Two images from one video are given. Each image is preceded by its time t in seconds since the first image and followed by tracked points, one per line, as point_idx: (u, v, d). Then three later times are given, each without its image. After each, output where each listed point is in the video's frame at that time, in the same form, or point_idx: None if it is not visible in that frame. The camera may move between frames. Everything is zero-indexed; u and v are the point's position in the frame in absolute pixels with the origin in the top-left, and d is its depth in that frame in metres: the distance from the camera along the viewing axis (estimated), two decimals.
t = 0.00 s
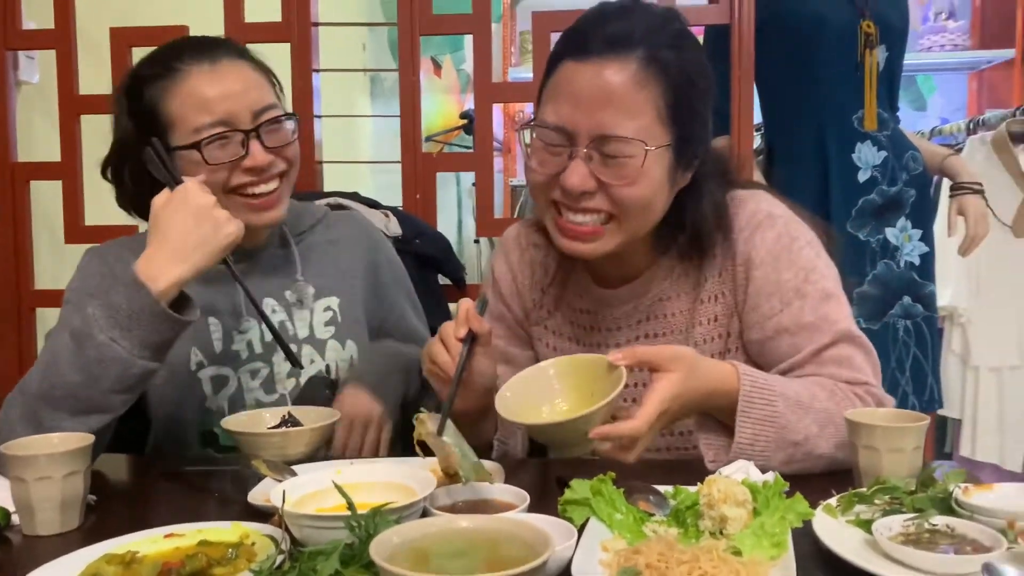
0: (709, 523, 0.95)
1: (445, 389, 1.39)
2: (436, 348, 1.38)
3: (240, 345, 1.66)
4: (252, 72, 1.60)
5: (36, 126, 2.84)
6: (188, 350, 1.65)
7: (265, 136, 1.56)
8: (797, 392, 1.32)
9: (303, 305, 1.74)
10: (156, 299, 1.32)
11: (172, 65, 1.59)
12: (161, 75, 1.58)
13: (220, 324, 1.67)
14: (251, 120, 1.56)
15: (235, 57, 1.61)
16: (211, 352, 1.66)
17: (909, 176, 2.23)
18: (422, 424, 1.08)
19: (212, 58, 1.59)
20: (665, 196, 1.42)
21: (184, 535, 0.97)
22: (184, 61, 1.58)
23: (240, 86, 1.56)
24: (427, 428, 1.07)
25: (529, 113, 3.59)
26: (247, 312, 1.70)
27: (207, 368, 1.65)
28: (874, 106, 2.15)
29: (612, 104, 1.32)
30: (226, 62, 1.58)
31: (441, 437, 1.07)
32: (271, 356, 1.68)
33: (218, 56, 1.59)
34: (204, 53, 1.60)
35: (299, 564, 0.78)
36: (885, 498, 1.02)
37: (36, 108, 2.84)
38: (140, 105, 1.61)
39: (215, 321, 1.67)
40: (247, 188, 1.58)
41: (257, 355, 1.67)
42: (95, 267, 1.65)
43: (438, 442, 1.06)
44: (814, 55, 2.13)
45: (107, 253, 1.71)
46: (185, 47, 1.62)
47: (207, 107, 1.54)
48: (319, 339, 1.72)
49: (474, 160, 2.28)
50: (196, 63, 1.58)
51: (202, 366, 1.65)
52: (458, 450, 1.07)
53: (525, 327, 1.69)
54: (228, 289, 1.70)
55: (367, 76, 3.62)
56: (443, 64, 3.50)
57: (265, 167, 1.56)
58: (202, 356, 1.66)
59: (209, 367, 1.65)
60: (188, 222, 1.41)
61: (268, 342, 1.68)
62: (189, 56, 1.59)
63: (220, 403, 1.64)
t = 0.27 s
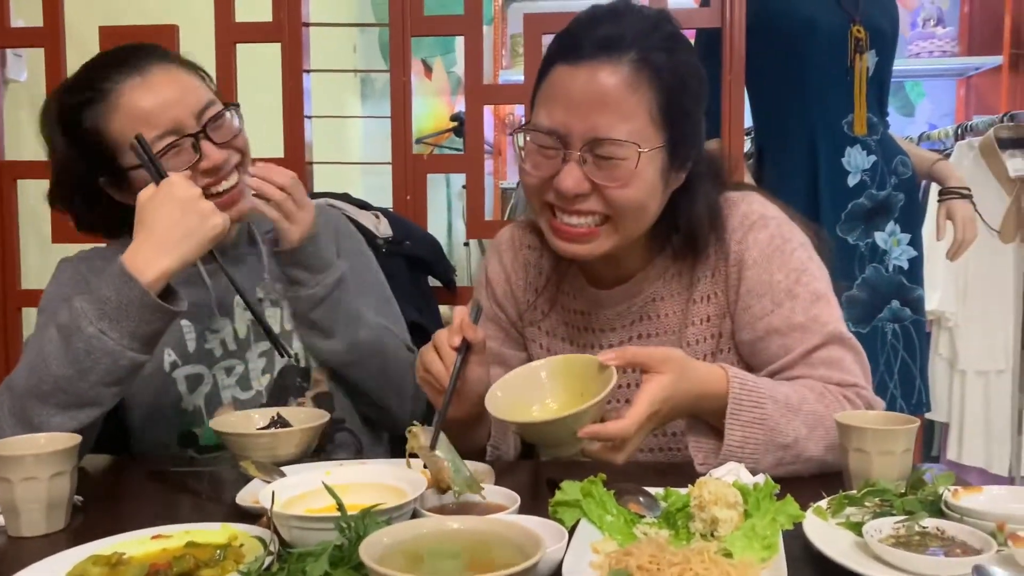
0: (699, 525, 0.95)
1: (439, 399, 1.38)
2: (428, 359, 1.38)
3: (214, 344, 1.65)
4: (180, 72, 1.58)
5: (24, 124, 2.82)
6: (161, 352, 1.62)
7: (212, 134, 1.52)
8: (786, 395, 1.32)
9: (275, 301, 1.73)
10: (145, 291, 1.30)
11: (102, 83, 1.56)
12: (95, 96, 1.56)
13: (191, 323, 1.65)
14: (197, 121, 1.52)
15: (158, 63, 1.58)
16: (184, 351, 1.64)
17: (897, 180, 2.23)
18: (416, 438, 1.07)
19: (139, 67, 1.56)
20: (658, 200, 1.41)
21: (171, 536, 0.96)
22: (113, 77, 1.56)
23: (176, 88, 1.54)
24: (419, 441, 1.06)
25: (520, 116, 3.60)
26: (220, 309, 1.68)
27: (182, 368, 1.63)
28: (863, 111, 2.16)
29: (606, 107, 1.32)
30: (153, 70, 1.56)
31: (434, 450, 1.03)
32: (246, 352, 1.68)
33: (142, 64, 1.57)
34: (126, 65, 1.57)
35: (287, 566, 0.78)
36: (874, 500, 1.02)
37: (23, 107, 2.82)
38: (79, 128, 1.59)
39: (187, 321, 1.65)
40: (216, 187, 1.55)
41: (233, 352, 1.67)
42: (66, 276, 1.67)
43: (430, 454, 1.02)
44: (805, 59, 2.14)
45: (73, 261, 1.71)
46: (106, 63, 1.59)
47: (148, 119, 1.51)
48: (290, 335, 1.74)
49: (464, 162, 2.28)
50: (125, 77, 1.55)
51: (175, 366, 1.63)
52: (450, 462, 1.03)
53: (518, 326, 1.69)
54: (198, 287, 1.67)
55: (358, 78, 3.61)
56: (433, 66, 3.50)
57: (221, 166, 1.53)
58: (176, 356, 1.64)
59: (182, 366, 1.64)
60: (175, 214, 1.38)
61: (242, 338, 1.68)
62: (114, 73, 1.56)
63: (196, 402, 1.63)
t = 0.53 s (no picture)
0: (705, 525, 0.94)
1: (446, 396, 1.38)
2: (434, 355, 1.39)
3: (191, 349, 1.66)
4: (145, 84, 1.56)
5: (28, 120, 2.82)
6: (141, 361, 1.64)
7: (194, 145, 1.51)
8: (788, 395, 1.31)
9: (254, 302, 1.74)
10: (146, 287, 1.32)
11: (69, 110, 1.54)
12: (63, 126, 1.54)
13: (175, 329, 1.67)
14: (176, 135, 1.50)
15: (127, 78, 1.55)
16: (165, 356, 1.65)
17: (903, 181, 2.22)
18: (421, 434, 1.09)
19: (107, 87, 1.54)
20: (673, 190, 1.41)
21: (175, 532, 0.96)
22: (80, 101, 1.54)
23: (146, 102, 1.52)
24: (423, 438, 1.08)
25: (524, 115, 3.59)
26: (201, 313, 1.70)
27: (161, 373, 1.64)
28: (869, 112, 2.14)
29: (620, 103, 1.31)
30: (123, 86, 1.54)
31: (440, 446, 1.04)
32: (224, 355, 1.69)
33: (106, 81, 1.54)
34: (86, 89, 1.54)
35: (292, 563, 0.77)
36: (881, 501, 1.02)
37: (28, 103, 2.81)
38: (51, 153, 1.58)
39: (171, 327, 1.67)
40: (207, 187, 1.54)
41: (212, 356, 1.68)
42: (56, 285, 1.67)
43: (436, 450, 1.03)
44: (809, 59, 2.14)
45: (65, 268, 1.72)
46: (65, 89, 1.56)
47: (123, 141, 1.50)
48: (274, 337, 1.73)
49: (468, 160, 2.28)
50: (95, 99, 1.53)
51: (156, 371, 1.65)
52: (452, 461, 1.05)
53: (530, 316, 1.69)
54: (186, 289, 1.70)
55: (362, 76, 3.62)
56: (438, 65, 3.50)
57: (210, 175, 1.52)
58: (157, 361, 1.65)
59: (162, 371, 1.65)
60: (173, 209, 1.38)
61: (223, 340, 1.70)
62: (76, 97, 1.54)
63: (176, 408, 1.64)
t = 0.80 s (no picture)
0: (715, 524, 0.94)
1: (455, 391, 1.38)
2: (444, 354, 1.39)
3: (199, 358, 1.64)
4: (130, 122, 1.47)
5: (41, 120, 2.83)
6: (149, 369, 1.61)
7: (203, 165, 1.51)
8: (796, 389, 1.31)
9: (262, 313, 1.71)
10: (157, 287, 1.32)
11: (52, 159, 1.46)
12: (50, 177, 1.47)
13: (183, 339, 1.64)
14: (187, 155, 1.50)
15: (110, 121, 1.45)
16: (173, 366, 1.63)
17: (914, 180, 2.21)
18: (424, 435, 1.12)
19: (87, 133, 1.44)
20: (694, 174, 1.42)
21: (185, 528, 0.96)
22: (60, 147, 1.45)
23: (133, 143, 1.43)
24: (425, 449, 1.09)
25: (533, 114, 3.59)
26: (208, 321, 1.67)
27: (168, 384, 1.62)
28: (880, 111, 2.14)
29: (643, 89, 1.33)
30: (105, 132, 1.44)
31: (441, 448, 1.06)
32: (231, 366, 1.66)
33: (87, 125, 1.45)
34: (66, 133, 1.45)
35: (302, 558, 0.77)
36: (891, 501, 1.01)
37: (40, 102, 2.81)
38: (40, 198, 1.51)
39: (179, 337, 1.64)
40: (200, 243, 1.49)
41: (219, 367, 1.65)
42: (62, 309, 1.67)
43: (436, 452, 1.05)
44: (821, 56, 2.12)
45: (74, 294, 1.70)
46: (46, 130, 1.48)
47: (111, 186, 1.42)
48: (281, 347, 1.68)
49: (478, 158, 2.28)
50: (77, 148, 1.43)
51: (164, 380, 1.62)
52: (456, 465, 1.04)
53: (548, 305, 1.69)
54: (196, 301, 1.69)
55: (371, 75, 3.62)
56: (447, 64, 3.50)
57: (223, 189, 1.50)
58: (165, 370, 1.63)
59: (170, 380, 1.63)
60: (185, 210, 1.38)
61: (230, 351, 1.66)
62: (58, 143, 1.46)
63: (182, 417, 1.61)
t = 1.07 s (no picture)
0: (727, 523, 0.94)
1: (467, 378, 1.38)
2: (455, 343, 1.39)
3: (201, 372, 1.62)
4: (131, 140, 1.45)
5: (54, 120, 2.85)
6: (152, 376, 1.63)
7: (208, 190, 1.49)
8: (807, 386, 1.29)
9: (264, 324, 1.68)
10: (152, 262, 1.32)
11: (48, 186, 1.43)
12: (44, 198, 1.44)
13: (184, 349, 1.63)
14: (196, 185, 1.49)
15: (109, 144, 1.42)
16: (174, 375, 1.63)
17: (928, 178, 2.20)
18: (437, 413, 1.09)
19: (88, 157, 1.41)
20: (721, 170, 1.43)
21: (198, 525, 0.97)
22: (55, 170, 1.41)
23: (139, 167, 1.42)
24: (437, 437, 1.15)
25: (544, 113, 3.59)
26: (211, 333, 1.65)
27: (171, 394, 1.62)
28: (893, 109, 2.12)
29: (673, 83, 1.33)
30: (108, 156, 1.41)
31: (457, 427, 1.08)
32: (233, 377, 1.63)
33: (86, 147, 1.41)
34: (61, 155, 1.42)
35: (315, 556, 0.77)
36: (906, 501, 1.01)
37: (53, 102, 2.82)
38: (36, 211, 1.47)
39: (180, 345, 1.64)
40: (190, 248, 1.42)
41: (220, 379, 1.63)
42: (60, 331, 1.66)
43: (454, 432, 1.07)
44: (834, 55, 2.11)
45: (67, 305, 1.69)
46: (39, 151, 1.44)
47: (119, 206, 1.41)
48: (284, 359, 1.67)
49: (489, 158, 2.27)
50: (79, 173, 1.41)
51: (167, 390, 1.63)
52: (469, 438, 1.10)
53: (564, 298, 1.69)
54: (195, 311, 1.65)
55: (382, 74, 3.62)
56: (458, 64, 3.50)
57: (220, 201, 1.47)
58: (168, 380, 1.63)
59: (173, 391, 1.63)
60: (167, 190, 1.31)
61: (231, 362, 1.63)
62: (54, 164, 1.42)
63: (183, 426, 1.60)
